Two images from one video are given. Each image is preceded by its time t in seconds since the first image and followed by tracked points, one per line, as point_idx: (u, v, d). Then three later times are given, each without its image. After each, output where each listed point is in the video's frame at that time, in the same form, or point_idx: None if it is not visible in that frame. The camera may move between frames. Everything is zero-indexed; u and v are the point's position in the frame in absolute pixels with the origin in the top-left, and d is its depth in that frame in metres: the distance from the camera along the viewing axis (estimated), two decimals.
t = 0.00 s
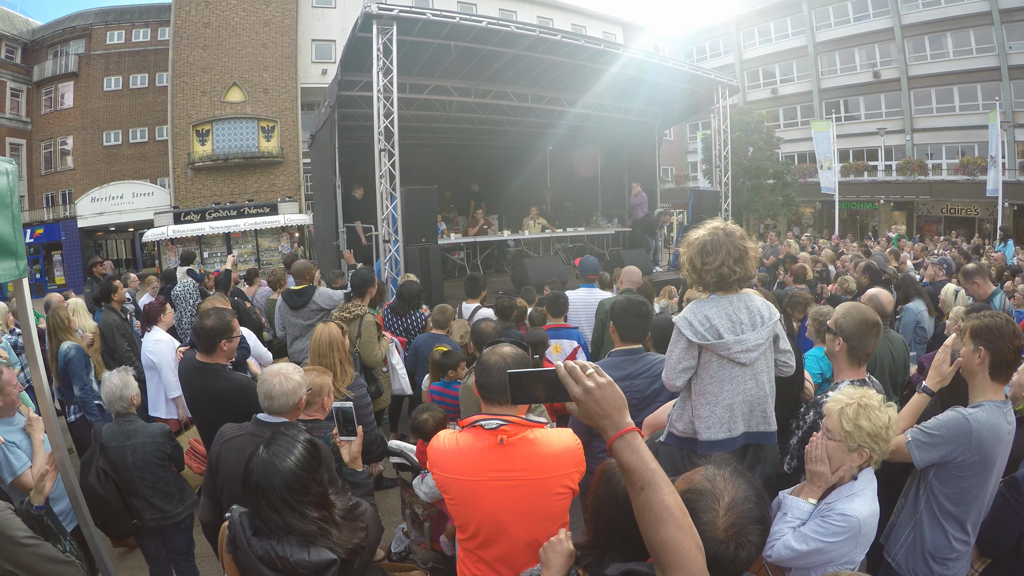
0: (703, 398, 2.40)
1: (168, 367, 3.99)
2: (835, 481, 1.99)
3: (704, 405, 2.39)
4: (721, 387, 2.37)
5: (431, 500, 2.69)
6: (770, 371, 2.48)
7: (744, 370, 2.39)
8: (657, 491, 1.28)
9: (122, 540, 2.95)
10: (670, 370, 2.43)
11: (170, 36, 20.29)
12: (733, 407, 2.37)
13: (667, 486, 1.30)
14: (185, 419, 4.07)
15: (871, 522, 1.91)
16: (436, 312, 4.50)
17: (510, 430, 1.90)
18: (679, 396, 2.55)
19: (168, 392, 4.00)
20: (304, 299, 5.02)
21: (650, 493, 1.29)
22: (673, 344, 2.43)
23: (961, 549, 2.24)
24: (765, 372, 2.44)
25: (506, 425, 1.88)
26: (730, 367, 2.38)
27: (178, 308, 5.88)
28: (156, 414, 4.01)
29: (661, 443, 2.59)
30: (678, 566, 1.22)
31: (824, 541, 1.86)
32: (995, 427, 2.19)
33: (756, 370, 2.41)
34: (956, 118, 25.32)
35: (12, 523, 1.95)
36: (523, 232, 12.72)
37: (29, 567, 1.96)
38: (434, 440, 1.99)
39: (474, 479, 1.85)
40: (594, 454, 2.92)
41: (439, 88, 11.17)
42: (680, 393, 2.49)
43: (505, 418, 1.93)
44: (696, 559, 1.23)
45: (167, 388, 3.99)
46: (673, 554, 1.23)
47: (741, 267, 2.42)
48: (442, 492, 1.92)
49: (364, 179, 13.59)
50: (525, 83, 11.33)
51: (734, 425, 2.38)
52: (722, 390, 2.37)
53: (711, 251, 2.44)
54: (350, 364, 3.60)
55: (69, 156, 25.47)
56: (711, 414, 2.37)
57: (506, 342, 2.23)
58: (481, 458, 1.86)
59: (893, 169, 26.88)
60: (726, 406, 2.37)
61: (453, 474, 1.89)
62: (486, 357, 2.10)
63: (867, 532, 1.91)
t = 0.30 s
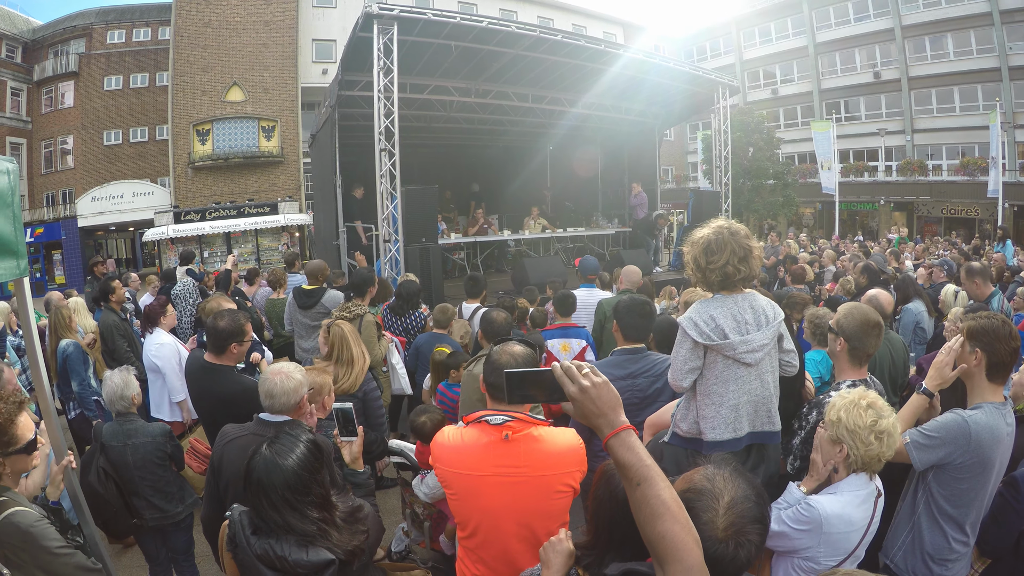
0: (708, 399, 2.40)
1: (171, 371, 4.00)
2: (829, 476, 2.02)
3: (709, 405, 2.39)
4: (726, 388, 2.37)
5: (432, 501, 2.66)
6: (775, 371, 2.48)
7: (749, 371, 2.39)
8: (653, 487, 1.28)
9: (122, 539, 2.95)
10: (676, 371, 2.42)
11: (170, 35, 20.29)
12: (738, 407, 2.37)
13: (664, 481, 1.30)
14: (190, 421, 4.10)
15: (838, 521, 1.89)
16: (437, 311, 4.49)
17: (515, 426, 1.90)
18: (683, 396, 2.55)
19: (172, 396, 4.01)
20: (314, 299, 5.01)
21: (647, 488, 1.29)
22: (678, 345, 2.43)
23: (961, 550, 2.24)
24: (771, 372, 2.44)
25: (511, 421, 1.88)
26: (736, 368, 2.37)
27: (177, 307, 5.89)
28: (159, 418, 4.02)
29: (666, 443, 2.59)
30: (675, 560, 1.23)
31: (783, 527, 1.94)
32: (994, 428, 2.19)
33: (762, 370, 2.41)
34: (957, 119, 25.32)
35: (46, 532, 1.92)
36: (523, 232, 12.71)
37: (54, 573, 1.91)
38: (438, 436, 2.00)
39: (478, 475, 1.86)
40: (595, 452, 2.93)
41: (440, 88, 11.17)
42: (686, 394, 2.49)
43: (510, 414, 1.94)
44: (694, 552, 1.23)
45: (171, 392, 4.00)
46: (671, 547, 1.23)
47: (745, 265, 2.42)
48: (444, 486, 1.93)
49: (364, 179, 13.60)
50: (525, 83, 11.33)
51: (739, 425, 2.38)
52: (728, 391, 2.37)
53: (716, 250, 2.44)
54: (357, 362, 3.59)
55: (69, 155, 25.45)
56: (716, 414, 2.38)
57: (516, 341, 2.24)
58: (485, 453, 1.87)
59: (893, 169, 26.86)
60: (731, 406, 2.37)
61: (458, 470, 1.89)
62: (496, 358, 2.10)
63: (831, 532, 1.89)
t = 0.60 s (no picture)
0: (711, 398, 2.40)
1: (176, 378, 4.01)
2: (824, 476, 2.03)
3: (712, 405, 2.40)
4: (729, 387, 2.38)
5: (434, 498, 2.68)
6: (778, 371, 2.48)
7: (752, 370, 2.38)
8: (654, 486, 1.28)
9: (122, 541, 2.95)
10: (679, 372, 2.43)
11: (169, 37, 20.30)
12: (741, 407, 2.37)
13: (664, 481, 1.30)
14: (194, 427, 4.12)
15: (816, 520, 1.87)
16: (437, 312, 4.49)
17: (533, 418, 1.91)
18: (686, 395, 2.55)
19: (177, 402, 4.03)
20: (326, 302, 5.08)
21: (648, 488, 1.29)
22: (681, 345, 2.43)
23: (962, 548, 2.24)
24: (773, 371, 2.44)
25: (531, 413, 1.89)
26: (738, 368, 2.37)
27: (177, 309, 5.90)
28: (163, 424, 4.03)
29: (669, 443, 2.59)
30: (677, 560, 1.23)
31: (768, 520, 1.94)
32: (993, 426, 2.19)
33: (765, 370, 2.41)
34: (955, 119, 25.35)
35: (86, 552, 1.93)
36: (523, 234, 12.70)
37: None
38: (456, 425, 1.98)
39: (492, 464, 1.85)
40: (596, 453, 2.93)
41: (439, 90, 11.18)
42: (689, 393, 2.49)
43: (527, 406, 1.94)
44: (695, 551, 1.23)
45: (176, 399, 4.02)
46: (671, 545, 1.24)
47: (747, 266, 2.42)
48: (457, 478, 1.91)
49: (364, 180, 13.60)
50: (524, 85, 11.33)
51: (742, 424, 2.38)
52: (731, 390, 2.37)
53: (717, 251, 2.45)
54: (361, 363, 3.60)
55: (69, 158, 25.44)
56: (720, 414, 2.38)
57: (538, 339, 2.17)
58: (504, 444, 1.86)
59: (892, 169, 26.87)
60: (734, 406, 2.37)
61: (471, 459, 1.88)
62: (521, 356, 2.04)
63: (810, 529, 1.87)
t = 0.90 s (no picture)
0: (714, 401, 2.40)
1: (180, 381, 4.02)
2: (825, 474, 2.04)
3: (714, 407, 2.40)
4: (732, 389, 2.38)
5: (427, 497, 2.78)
6: (780, 373, 2.49)
7: (753, 373, 2.39)
8: (656, 489, 1.29)
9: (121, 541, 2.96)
10: (682, 374, 2.43)
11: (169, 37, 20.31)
12: (743, 409, 2.38)
13: (667, 484, 1.31)
14: (196, 429, 4.16)
15: (816, 515, 1.87)
16: (435, 313, 4.48)
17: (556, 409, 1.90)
18: (688, 397, 2.55)
19: (182, 406, 4.05)
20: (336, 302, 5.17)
21: (650, 492, 1.29)
22: (684, 347, 2.42)
23: (961, 547, 2.25)
24: (774, 374, 2.45)
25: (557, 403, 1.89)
26: (741, 370, 2.38)
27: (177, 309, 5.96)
28: (166, 427, 4.05)
29: (672, 445, 2.59)
30: (680, 562, 1.23)
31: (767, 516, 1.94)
32: (990, 426, 2.20)
33: (766, 373, 2.42)
34: (954, 120, 25.40)
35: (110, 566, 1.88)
36: (522, 234, 12.70)
37: None
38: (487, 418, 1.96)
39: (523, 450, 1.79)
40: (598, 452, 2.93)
41: (439, 90, 11.20)
42: (691, 395, 2.49)
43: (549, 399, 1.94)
44: (697, 555, 1.23)
45: (181, 403, 4.04)
46: (674, 549, 1.24)
47: (748, 266, 2.43)
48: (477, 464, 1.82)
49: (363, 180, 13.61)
50: (524, 86, 11.35)
51: (744, 427, 2.39)
52: (733, 392, 2.38)
53: (717, 252, 2.45)
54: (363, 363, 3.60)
55: (68, 158, 25.42)
56: (722, 416, 2.38)
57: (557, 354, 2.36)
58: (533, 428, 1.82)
59: (892, 170, 26.88)
60: (736, 408, 2.38)
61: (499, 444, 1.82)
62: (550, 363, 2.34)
63: (809, 525, 1.86)
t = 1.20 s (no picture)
0: (719, 403, 2.40)
1: (183, 383, 4.02)
2: (825, 472, 2.04)
3: (719, 409, 2.40)
4: (737, 391, 2.38)
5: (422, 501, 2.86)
6: (783, 375, 2.50)
7: (758, 376, 2.39)
8: (653, 492, 1.29)
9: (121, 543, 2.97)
10: (687, 377, 2.42)
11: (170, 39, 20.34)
12: (748, 411, 2.39)
13: (663, 486, 1.31)
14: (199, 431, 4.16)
15: (818, 512, 1.87)
16: (434, 315, 4.48)
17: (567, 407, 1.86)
18: (691, 398, 2.55)
19: (185, 408, 4.05)
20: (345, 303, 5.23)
21: (647, 495, 1.30)
22: (688, 350, 2.42)
23: (960, 550, 2.25)
24: (778, 376, 2.45)
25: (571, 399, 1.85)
26: (745, 373, 2.38)
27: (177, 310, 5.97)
28: (169, 429, 4.05)
29: (675, 446, 2.59)
30: (678, 564, 1.23)
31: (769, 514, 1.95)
32: (986, 428, 2.20)
33: (770, 375, 2.43)
34: (954, 122, 25.41)
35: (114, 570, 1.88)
36: (523, 236, 12.70)
37: None
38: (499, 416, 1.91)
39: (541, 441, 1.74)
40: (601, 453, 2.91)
41: (439, 92, 11.22)
42: (694, 397, 2.49)
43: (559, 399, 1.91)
44: (696, 557, 1.23)
45: (183, 405, 4.04)
46: (673, 553, 1.24)
47: (752, 268, 2.43)
48: (494, 457, 1.73)
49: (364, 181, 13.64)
50: (524, 87, 11.36)
51: (749, 428, 2.39)
52: (738, 394, 2.38)
53: (722, 255, 2.45)
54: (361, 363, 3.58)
55: (69, 158, 25.45)
56: (726, 418, 2.39)
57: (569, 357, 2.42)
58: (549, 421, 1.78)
59: (892, 171, 26.84)
60: (741, 411, 2.38)
61: (517, 437, 1.75)
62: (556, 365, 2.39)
63: (811, 522, 1.86)
